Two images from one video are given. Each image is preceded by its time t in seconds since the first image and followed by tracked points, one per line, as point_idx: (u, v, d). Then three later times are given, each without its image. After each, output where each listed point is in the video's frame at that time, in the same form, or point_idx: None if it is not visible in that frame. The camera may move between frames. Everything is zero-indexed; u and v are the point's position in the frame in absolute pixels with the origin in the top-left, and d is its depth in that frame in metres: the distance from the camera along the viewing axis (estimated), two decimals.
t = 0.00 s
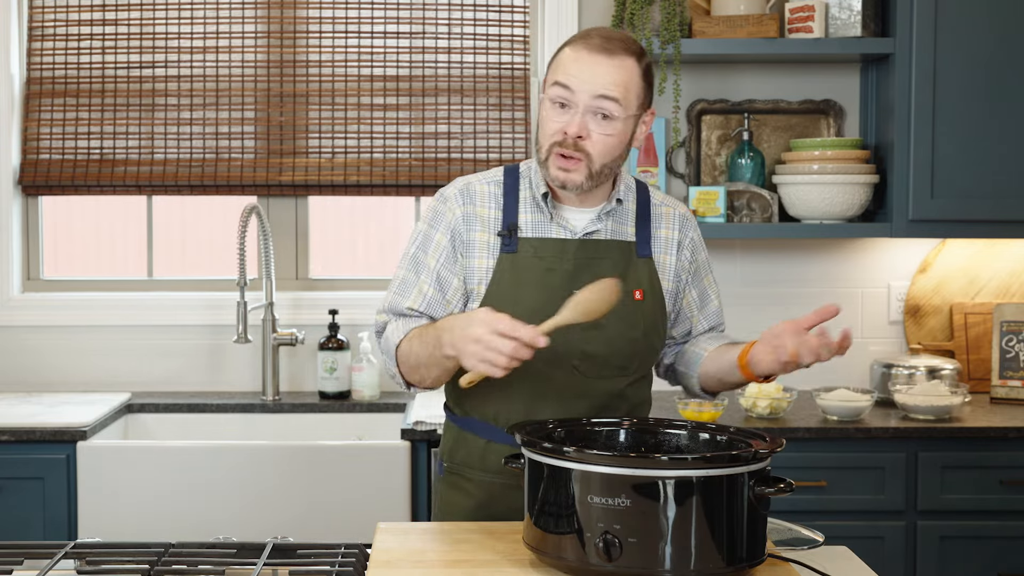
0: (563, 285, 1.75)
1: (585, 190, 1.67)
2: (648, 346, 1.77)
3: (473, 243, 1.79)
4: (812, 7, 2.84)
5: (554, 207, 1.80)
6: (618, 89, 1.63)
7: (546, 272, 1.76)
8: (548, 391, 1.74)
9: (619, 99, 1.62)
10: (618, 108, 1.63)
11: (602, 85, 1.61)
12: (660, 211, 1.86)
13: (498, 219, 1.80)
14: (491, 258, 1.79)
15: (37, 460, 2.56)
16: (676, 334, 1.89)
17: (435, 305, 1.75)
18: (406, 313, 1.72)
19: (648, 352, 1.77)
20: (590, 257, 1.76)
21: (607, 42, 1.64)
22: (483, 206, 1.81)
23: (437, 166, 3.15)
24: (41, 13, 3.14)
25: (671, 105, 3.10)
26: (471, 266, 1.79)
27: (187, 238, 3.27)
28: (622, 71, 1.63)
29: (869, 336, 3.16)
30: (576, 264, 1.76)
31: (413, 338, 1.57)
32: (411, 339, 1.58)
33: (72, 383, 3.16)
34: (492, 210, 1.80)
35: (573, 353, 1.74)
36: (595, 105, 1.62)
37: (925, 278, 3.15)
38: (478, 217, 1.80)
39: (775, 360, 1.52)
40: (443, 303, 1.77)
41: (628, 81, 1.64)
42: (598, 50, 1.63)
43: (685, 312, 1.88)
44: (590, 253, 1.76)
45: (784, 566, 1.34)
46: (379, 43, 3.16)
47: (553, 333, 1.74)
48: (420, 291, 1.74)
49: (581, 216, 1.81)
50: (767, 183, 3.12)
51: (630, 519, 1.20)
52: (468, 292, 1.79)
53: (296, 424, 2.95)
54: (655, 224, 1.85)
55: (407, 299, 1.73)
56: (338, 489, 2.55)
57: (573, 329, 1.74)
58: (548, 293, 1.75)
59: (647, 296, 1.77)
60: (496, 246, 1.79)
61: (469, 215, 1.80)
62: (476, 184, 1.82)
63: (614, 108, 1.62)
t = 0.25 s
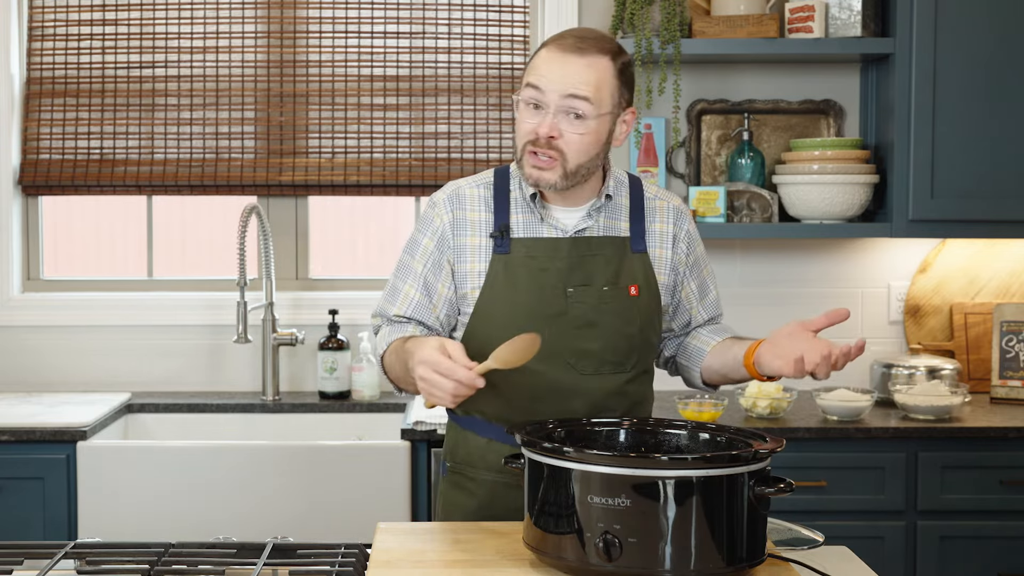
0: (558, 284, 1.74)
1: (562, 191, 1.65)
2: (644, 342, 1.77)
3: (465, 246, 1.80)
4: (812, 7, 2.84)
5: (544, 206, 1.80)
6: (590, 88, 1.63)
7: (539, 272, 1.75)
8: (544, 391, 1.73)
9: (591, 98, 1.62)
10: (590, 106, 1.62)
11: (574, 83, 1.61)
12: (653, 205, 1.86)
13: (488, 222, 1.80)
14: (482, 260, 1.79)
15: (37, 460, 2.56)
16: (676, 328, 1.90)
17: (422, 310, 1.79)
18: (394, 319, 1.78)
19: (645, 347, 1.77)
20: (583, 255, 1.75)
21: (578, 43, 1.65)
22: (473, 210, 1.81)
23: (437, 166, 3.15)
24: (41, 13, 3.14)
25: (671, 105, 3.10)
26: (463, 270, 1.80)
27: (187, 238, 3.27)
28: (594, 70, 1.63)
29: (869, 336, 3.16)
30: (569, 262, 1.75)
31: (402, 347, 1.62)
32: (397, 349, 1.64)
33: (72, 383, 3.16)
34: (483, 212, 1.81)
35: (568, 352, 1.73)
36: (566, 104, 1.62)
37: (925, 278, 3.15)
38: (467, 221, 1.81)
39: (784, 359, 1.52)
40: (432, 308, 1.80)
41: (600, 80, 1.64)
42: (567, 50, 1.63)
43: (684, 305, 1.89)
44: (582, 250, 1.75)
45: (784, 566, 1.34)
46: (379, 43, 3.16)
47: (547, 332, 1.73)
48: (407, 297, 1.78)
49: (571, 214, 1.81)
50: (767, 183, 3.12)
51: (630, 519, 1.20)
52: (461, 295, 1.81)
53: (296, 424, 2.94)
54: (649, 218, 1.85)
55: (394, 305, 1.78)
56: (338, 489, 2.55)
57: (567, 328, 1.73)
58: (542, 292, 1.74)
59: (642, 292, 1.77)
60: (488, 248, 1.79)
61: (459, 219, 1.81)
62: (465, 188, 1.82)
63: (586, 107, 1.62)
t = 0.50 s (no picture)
0: (553, 287, 1.74)
1: (566, 195, 1.66)
2: (641, 342, 1.77)
3: (458, 252, 1.80)
4: (813, 7, 2.84)
5: (537, 209, 1.79)
6: (589, 89, 1.62)
7: (535, 275, 1.74)
8: (541, 393, 1.72)
9: (592, 100, 1.62)
10: (591, 108, 1.62)
11: (573, 86, 1.61)
12: (649, 205, 1.86)
13: (481, 226, 1.81)
14: (475, 265, 1.79)
15: (37, 460, 2.56)
16: (670, 328, 1.90)
17: (416, 315, 1.80)
18: (387, 325, 1.80)
19: (642, 348, 1.77)
20: (578, 257, 1.75)
21: (574, 43, 1.64)
22: (465, 215, 1.82)
23: (437, 166, 3.15)
24: (41, 13, 3.14)
25: (672, 106, 3.10)
26: (456, 275, 1.80)
27: (187, 239, 3.27)
28: (592, 70, 1.63)
29: (869, 336, 3.16)
30: (565, 264, 1.75)
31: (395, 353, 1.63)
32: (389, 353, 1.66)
33: (72, 383, 3.16)
34: (475, 217, 1.81)
35: (564, 354, 1.73)
36: (566, 107, 1.62)
37: (924, 278, 3.15)
38: (459, 227, 1.81)
39: (773, 369, 1.52)
40: (425, 313, 1.81)
41: (599, 80, 1.64)
42: (564, 52, 1.62)
43: (678, 305, 1.89)
44: (578, 252, 1.75)
45: (784, 566, 1.34)
46: (378, 43, 3.16)
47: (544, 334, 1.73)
48: (399, 302, 1.79)
49: (565, 216, 1.81)
50: (767, 183, 3.12)
51: (630, 519, 1.20)
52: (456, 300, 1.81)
53: (296, 424, 2.95)
54: (644, 218, 1.85)
55: (387, 310, 1.80)
56: (338, 489, 2.55)
57: (564, 330, 1.73)
58: (537, 296, 1.73)
59: (638, 293, 1.77)
60: (481, 252, 1.80)
61: (452, 225, 1.81)
62: (458, 194, 1.83)
63: (586, 109, 1.62)
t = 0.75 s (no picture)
0: (552, 288, 1.74)
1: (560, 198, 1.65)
2: (640, 342, 1.77)
3: (455, 254, 1.80)
4: (813, 7, 2.84)
5: (533, 211, 1.80)
6: (586, 93, 1.62)
7: (533, 277, 1.75)
8: (541, 394, 1.72)
9: (589, 104, 1.62)
10: (587, 113, 1.62)
11: (570, 90, 1.60)
12: (646, 205, 1.86)
13: (478, 228, 1.81)
14: (473, 267, 1.79)
15: (37, 460, 2.56)
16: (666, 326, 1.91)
17: (412, 317, 1.80)
18: (384, 327, 1.80)
19: (641, 348, 1.77)
20: (576, 257, 1.75)
21: (571, 47, 1.63)
22: (462, 217, 1.81)
23: (437, 166, 3.15)
24: (41, 13, 3.14)
25: (672, 106, 3.10)
26: (454, 277, 1.80)
27: (187, 239, 3.27)
28: (589, 75, 1.62)
29: (869, 336, 3.16)
30: (563, 265, 1.75)
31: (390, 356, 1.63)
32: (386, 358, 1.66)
33: (72, 383, 3.16)
34: (471, 219, 1.81)
35: (563, 355, 1.72)
36: (563, 111, 1.61)
37: (924, 278, 3.15)
38: (456, 228, 1.81)
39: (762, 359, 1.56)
40: (422, 315, 1.81)
41: (596, 84, 1.63)
42: (562, 56, 1.62)
43: (674, 304, 1.89)
44: (575, 253, 1.75)
45: (784, 566, 1.34)
46: (378, 43, 3.16)
47: (542, 336, 1.72)
48: (396, 304, 1.79)
49: (561, 217, 1.80)
50: (767, 184, 3.12)
51: (630, 519, 1.20)
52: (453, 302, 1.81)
53: (296, 424, 2.95)
54: (641, 218, 1.85)
55: (384, 312, 1.80)
56: (338, 489, 2.55)
57: (562, 331, 1.73)
58: (536, 298, 1.73)
59: (636, 293, 1.77)
60: (478, 254, 1.80)
61: (448, 227, 1.81)
62: (453, 195, 1.83)
63: (583, 113, 1.62)
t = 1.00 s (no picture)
0: (548, 287, 1.74)
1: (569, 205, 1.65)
2: (636, 340, 1.77)
3: (452, 256, 1.81)
4: (813, 7, 2.84)
5: (528, 211, 1.79)
6: (594, 105, 1.58)
7: (529, 275, 1.75)
8: (539, 393, 1.72)
9: (597, 117, 1.58)
10: (596, 126, 1.58)
11: (578, 106, 1.56)
12: (639, 202, 1.87)
13: (473, 229, 1.81)
14: (470, 268, 1.79)
15: (37, 460, 2.56)
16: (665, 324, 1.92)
17: (413, 321, 1.79)
18: (385, 333, 1.78)
19: (637, 346, 1.77)
20: (571, 256, 1.75)
21: (576, 57, 1.58)
22: (457, 219, 1.82)
23: (437, 166, 3.15)
24: (41, 13, 3.14)
25: (672, 106, 3.10)
26: (451, 279, 1.80)
27: (187, 239, 3.27)
28: (596, 86, 1.58)
29: (869, 336, 3.16)
30: (558, 264, 1.75)
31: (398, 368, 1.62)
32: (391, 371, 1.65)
33: (72, 383, 3.16)
34: (467, 221, 1.82)
35: (561, 353, 1.73)
36: (573, 126, 1.57)
37: (924, 278, 3.15)
38: (451, 230, 1.82)
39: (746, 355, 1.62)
40: (422, 318, 1.80)
41: (603, 94, 1.59)
42: (567, 70, 1.57)
43: (670, 301, 1.90)
44: (571, 251, 1.75)
45: (784, 566, 1.34)
46: (378, 43, 3.16)
47: (539, 333, 1.73)
48: (396, 309, 1.78)
49: (556, 217, 1.81)
50: (767, 183, 3.12)
51: (630, 519, 1.20)
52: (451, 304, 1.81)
53: (296, 424, 2.95)
54: (635, 215, 1.85)
55: (384, 318, 1.78)
56: (338, 489, 2.55)
57: (559, 328, 1.73)
58: (532, 296, 1.74)
59: (632, 290, 1.78)
60: (475, 255, 1.80)
61: (444, 229, 1.82)
62: (448, 198, 1.83)
63: (592, 127, 1.58)
